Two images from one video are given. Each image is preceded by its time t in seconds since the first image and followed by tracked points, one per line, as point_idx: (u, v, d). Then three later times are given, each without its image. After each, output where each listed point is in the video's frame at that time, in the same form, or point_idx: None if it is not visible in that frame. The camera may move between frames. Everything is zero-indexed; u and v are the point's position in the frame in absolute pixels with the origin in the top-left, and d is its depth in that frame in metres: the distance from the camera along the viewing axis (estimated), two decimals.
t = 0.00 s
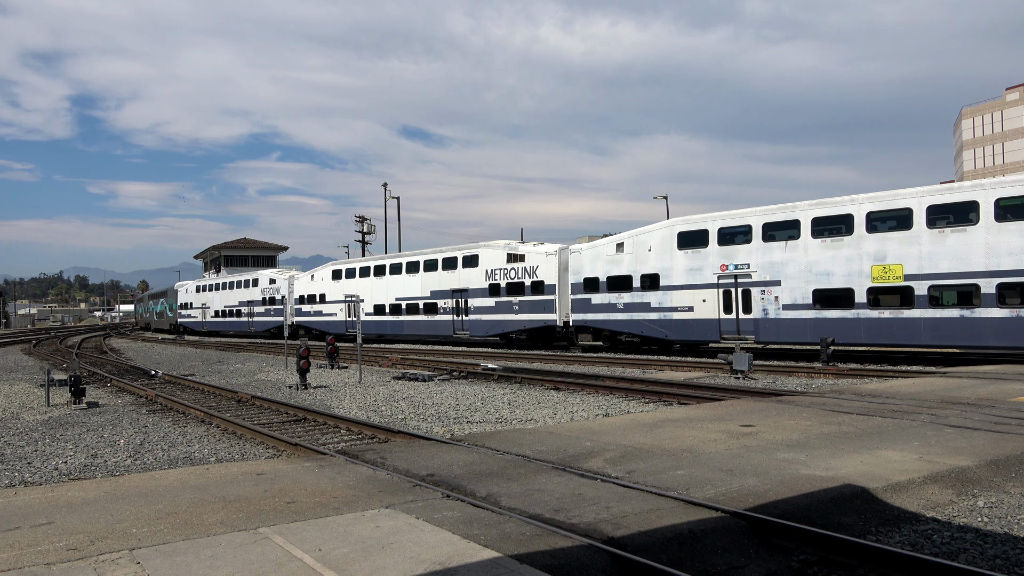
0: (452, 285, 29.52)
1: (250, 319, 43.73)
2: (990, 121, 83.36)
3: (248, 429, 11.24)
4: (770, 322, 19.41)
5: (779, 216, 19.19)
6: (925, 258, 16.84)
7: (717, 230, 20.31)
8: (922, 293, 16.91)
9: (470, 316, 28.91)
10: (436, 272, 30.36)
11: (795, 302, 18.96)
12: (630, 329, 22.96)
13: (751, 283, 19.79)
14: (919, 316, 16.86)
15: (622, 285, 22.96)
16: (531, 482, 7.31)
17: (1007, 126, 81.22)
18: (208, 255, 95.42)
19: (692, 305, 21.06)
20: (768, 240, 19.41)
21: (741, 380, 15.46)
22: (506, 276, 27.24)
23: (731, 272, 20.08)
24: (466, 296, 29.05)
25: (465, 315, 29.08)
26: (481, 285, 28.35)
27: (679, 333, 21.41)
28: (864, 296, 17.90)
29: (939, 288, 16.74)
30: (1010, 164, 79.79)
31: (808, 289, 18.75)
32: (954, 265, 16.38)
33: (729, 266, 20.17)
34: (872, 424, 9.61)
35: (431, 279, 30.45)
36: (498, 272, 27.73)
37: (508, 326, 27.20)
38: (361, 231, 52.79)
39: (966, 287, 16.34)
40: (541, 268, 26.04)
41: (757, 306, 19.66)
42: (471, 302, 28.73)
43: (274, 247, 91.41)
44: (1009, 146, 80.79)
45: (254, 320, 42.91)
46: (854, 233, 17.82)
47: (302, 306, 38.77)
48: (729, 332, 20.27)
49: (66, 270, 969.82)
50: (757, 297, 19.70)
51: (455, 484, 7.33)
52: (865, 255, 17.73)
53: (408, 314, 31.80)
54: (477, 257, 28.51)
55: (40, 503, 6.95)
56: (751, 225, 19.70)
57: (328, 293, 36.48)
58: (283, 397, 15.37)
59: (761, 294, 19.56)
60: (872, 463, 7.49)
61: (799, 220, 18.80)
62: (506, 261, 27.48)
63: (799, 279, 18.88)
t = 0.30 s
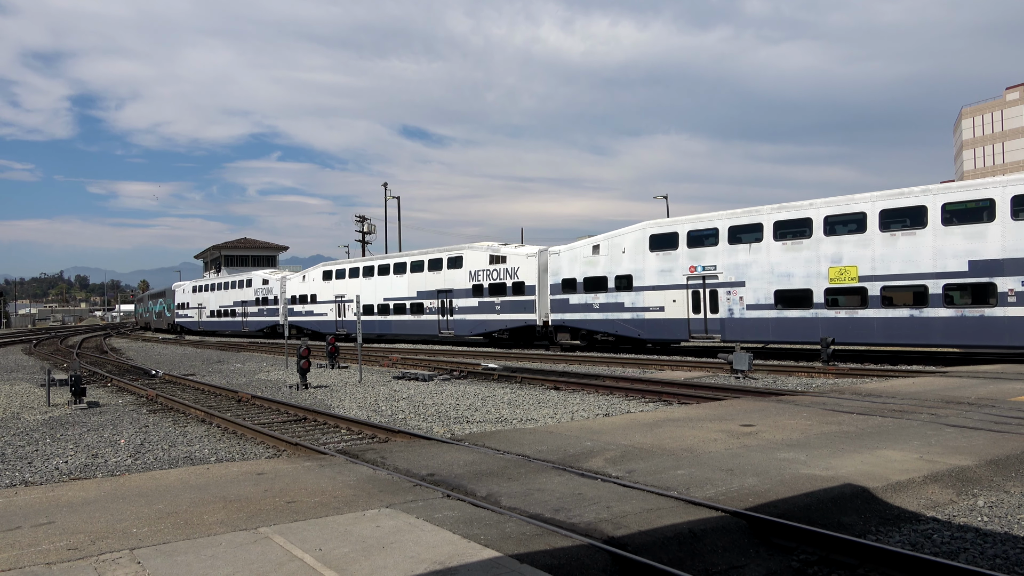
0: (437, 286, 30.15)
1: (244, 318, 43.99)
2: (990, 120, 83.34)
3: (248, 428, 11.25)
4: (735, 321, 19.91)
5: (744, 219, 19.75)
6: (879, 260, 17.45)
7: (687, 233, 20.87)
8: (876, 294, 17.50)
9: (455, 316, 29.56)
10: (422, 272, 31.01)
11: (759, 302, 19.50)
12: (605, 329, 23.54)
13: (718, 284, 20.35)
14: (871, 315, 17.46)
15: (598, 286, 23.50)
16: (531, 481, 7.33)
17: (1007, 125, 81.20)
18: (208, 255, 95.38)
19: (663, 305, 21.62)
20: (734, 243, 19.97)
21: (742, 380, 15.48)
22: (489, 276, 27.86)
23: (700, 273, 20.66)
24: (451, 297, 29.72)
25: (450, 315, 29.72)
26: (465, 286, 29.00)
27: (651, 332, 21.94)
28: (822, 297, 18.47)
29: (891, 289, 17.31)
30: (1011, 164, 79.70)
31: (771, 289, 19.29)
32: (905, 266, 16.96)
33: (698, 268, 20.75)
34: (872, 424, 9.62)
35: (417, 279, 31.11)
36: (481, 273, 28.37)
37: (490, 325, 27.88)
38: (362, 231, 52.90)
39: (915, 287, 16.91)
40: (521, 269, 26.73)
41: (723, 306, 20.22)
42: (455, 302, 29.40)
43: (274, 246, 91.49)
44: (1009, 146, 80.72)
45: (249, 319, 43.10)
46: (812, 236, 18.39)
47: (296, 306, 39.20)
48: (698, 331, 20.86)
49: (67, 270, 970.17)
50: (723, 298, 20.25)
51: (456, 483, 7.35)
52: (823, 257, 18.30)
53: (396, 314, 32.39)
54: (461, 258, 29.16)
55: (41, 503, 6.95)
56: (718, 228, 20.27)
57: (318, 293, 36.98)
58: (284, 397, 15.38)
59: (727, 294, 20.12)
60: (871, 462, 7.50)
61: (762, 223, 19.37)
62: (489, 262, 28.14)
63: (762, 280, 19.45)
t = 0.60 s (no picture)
0: (423, 286, 30.91)
1: (239, 319, 44.28)
2: (990, 120, 83.33)
3: (248, 428, 11.26)
4: (703, 319, 20.77)
5: (711, 222, 20.57)
6: (835, 262, 18.25)
7: (658, 236, 21.75)
8: (832, 294, 18.34)
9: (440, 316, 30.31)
10: (409, 273, 31.76)
11: (725, 302, 20.35)
12: (583, 328, 24.45)
13: (687, 285, 21.22)
14: (827, 316, 18.31)
15: (576, 286, 24.42)
16: (531, 481, 7.33)
17: (1007, 125, 81.22)
18: (208, 255, 95.27)
19: (636, 305, 22.56)
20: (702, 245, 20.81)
21: (743, 379, 15.51)
22: (473, 277, 28.64)
23: (670, 274, 21.53)
24: (436, 297, 30.48)
25: (436, 315, 30.44)
26: (450, 287, 29.78)
27: (624, 331, 22.92)
28: (783, 297, 19.31)
29: (846, 290, 18.14)
30: (1011, 163, 79.80)
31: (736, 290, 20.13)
32: (858, 268, 17.76)
33: (669, 269, 21.64)
34: (872, 423, 9.63)
35: (404, 280, 31.88)
36: (465, 273, 29.14)
37: (474, 325, 28.70)
38: (362, 230, 52.98)
39: (868, 287, 17.74)
40: (502, 270, 27.62)
41: (692, 306, 21.10)
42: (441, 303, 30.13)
43: (273, 245, 91.50)
44: (1009, 146, 80.80)
45: (242, 319, 43.36)
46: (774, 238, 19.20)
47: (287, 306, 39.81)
48: (668, 331, 21.79)
49: (66, 270, 970.06)
50: (693, 298, 21.11)
51: (456, 483, 7.35)
52: (783, 259, 19.15)
53: (384, 314, 33.08)
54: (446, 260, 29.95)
55: (41, 503, 6.95)
56: (687, 231, 21.11)
57: (308, 294, 37.64)
58: (284, 396, 15.38)
59: (695, 295, 21.00)
60: (872, 461, 7.50)
61: (728, 227, 20.19)
62: (472, 263, 28.91)
63: (727, 281, 20.27)
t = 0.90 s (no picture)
0: (408, 287, 31.56)
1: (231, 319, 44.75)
2: (988, 119, 83.42)
3: (247, 428, 11.26)
4: (672, 319, 21.36)
5: (678, 226, 21.13)
6: (794, 264, 18.81)
7: (629, 239, 22.36)
8: (791, 295, 18.88)
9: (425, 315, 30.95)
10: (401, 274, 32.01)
11: (692, 303, 20.93)
12: (559, 327, 25.09)
13: (656, 286, 21.82)
14: (786, 316, 18.83)
15: (553, 287, 25.08)
16: (530, 480, 7.34)
17: (1005, 125, 81.33)
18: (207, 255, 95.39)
19: (609, 305, 23.23)
20: (670, 247, 21.39)
21: (741, 378, 15.57)
22: (455, 278, 29.31)
23: (641, 275, 22.17)
24: (421, 297, 31.12)
25: (420, 314, 31.08)
26: (433, 287, 30.44)
27: (599, 330, 23.59)
28: (746, 297, 19.86)
29: (804, 290, 18.70)
30: (1009, 163, 79.94)
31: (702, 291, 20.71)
32: (815, 269, 18.31)
33: (640, 270, 22.29)
34: (870, 423, 9.65)
35: (390, 280, 32.49)
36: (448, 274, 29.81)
37: (456, 324, 29.33)
38: (360, 230, 53.08)
39: (824, 288, 18.28)
40: (483, 271, 28.31)
41: (661, 306, 21.70)
42: (425, 303, 30.80)
43: (272, 245, 91.50)
44: (1007, 145, 80.93)
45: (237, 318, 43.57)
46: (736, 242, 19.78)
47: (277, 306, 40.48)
48: (639, 330, 22.46)
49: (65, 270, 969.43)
50: (662, 298, 21.71)
51: (455, 482, 7.36)
52: (746, 261, 19.72)
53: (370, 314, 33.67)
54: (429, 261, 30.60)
55: (39, 503, 6.95)
56: (656, 234, 21.70)
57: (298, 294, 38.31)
58: (283, 396, 15.40)
59: (664, 295, 21.58)
60: (870, 461, 7.51)
61: (694, 230, 20.76)
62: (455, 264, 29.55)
63: (694, 282, 20.84)
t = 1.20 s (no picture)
0: (390, 288, 32.11)
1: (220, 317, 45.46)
2: (983, 120, 83.74)
3: (242, 428, 11.24)
4: (639, 318, 22.05)
5: (646, 229, 21.86)
6: (753, 266, 19.51)
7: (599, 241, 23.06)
8: (749, 296, 19.56)
9: (407, 315, 31.54)
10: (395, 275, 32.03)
11: (658, 303, 21.59)
12: (533, 327, 25.73)
13: (625, 287, 22.50)
14: (745, 316, 19.55)
15: (529, 288, 25.72)
16: (526, 480, 7.34)
17: (1000, 125, 81.67)
18: (202, 255, 95.12)
19: (582, 305, 23.88)
20: (638, 249, 22.08)
21: (737, 378, 15.61)
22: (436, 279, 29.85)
23: (611, 277, 22.83)
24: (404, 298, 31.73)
25: (403, 314, 31.66)
26: (415, 287, 31.05)
27: (572, 330, 24.20)
28: (709, 298, 20.52)
29: (762, 291, 19.38)
30: (1003, 163, 80.33)
31: (667, 292, 21.39)
32: (771, 271, 19.03)
33: (610, 272, 22.96)
34: (866, 422, 9.67)
35: (373, 281, 33.10)
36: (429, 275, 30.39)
37: (438, 323, 29.94)
38: (357, 229, 53.05)
39: (780, 289, 18.98)
40: (464, 272, 28.92)
41: (630, 306, 22.36)
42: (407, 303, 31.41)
43: (267, 245, 91.34)
44: (1001, 145, 81.28)
45: (230, 318, 43.59)
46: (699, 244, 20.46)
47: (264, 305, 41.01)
48: (609, 330, 23.12)
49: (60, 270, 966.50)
50: (631, 299, 22.37)
51: (451, 482, 7.36)
52: (707, 263, 20.42)
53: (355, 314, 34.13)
54: (412, 262, 31.20)
55: (34, 503, 6.93)
56: (624, 236, 22.40)
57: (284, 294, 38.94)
58: (278, 396, 15.38)
59: (632, 295, 22.27)
60: (865, 460, 7.53)
61: (660, 233, 21.47)
62: (437, 266, 30.18)
63: (660, 283, 21.52)
